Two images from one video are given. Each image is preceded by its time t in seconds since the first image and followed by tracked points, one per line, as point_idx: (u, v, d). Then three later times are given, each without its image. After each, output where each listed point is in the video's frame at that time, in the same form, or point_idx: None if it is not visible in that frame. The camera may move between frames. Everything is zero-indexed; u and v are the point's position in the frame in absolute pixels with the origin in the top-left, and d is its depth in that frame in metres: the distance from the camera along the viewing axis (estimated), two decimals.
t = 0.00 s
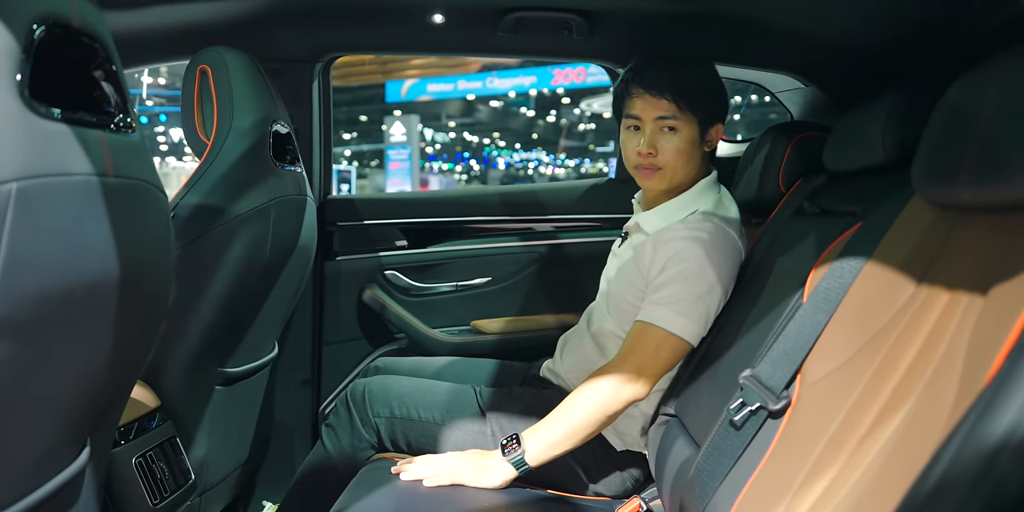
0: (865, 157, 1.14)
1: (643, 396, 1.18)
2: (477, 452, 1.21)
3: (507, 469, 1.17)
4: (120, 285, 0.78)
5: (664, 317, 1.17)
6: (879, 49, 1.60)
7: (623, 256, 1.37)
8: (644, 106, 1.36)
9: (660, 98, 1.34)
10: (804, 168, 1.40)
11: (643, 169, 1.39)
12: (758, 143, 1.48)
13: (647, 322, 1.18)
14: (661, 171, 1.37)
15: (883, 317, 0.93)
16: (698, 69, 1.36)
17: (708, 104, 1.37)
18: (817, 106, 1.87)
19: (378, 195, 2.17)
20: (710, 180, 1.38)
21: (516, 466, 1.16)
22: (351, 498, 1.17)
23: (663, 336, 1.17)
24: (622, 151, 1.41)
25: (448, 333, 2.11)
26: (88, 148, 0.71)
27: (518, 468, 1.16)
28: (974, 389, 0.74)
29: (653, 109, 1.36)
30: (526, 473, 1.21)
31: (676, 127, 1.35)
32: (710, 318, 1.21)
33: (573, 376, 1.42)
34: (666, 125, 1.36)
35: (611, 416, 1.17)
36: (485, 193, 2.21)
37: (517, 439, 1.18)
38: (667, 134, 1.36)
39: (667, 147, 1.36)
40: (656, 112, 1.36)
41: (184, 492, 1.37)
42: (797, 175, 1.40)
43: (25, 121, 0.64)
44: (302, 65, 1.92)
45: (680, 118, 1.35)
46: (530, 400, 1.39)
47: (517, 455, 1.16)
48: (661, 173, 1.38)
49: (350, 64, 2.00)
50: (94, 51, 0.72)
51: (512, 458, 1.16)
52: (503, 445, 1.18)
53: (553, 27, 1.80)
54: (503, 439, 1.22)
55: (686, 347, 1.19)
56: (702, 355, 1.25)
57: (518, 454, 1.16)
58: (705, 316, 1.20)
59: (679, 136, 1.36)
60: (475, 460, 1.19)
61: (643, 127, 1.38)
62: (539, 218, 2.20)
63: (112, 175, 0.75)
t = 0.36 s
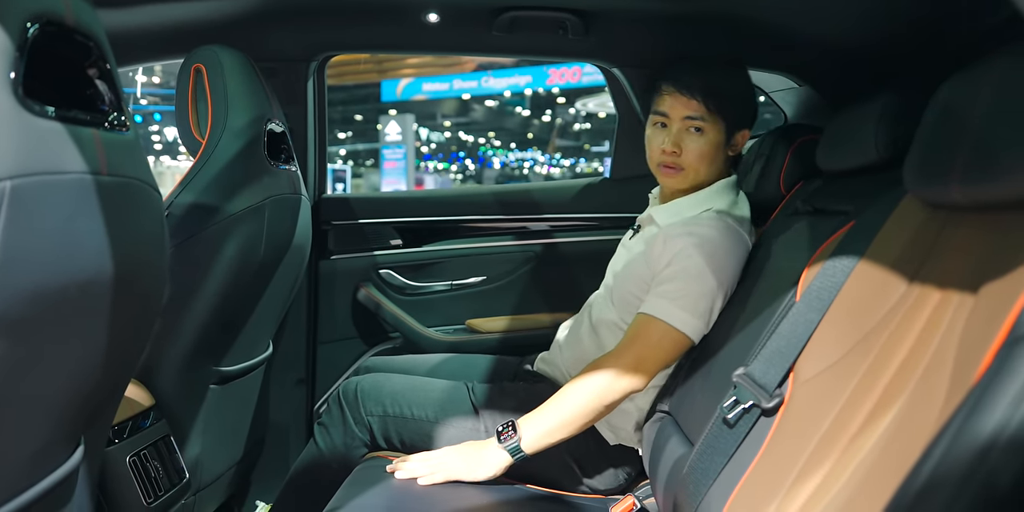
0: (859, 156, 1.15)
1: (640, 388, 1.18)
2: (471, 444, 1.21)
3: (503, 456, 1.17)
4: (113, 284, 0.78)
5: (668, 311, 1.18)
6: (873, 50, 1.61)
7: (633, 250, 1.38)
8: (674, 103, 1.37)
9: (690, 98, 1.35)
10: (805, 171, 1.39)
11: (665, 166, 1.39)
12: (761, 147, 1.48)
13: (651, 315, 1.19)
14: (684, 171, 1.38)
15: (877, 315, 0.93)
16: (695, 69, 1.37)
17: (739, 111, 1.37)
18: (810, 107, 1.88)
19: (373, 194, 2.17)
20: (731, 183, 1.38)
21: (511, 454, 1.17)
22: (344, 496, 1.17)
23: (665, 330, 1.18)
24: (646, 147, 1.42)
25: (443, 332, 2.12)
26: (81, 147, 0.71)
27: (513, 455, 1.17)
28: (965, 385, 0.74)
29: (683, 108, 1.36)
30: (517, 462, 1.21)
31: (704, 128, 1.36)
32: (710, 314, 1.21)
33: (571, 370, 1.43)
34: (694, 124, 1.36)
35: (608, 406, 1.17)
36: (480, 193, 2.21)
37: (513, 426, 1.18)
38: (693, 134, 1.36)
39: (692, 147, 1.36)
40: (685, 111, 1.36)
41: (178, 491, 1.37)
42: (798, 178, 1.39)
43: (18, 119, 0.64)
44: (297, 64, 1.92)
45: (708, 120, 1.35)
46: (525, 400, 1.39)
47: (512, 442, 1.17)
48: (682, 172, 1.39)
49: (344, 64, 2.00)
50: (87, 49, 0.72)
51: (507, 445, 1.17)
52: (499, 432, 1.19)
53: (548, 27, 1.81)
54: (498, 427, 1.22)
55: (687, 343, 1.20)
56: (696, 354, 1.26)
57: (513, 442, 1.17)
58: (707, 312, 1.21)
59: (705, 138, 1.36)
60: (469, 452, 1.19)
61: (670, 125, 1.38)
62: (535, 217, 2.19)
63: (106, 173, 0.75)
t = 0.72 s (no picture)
0: (853, 156, 1.16)
1: (640, 383, 1.18)
2: (470, 441, 1.21)
3: (503, 452, 1.17)
4: (108, 283, 0.78)
5: (669, 306, 1.18)
6: (867, 51, 1.62)
7: (634, 245, 1.38)
8: (687, 96, 1.37)
9: (704, 92, 1.35)
10: (800, 172, 1.40)
11: (674, 159, 1.41)
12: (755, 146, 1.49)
13: (652, 310, 1.19)
14: (691, 165, 1.39)
15: (870, 314, 0.94)
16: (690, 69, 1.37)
17: (750, 111, 1.37)
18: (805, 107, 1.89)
19: (368, 194, 2.17)
20: (735, 182, 1.38)
21: (512, 449, 1.17)
22: (339, 496, 1.17)
23: (666, 324, 1.18)
24: (657, 137, 1.43)
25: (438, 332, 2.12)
26: (76, 146, 0.71)
27: (514, 450, 1.17)
28: (956, 384, 0.75)
29: (696, 101, 1.37)
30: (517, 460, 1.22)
31: (715, 123, 1.36)
32: (710, 311, 1.22)
33: (564, 365, 1.44)
34: (705, 119, 1.37)
35: (609, 400, 1.18)
36: (475, 193, 2.21)
37: (514, 421, 1.17)
38: (704, 128, 1.37)
39: (701, 142, 1.37)
40: (699, 105, 1.37)
41: (173, 490, 1.37)
42: (793, 178, 1.40)
43: (13, 118, 0.64)
44: (292, 63, 1.91)
45: (720, 116, 1.36)
46: (520, 399, 1.39)
47: (514, 437, 1.16)
48: (688, 167, 1.40)
49: (340, 64, 2.00)
50: (82, 49, 0.72)
51: (508, 441, 1.16)
52: (499, 427, 1.18)
53: (542, 26, 1.83)
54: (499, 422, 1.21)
55: (687, 339, 1.20)
56: (690, 354, 1.26)
57: (515, 437, 1.16)
58: (707, 308, 1.21)
59: (716, 134, 1.37)
60: (468, 450, 1.18)
61: (682, 117, 1.39)
62: (530, 217, 2.19)
63: (101, 173, 0.75)
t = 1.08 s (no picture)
0: (847, 157, 1.16)
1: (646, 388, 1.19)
2: (479, 446, 1.22)
3: (510, 460, 1.17)
4: (103, 284, 0.78)
5: (671, 309, 1.19)
6: (861, 51, 1.62)
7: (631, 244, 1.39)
8: (686, 95, 1.38)
9: (703, 91, 1.36)
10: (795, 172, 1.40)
11: (672, 157, 1.41)
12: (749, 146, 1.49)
13: (654, 313, 1.20)
14: (688, 164, 1.40)
15: (864, 313, 0.95)
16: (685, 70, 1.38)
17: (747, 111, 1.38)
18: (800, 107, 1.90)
19: (364, 194, 2.17)
20: (730, 183, 1.39)
21: (518, 457, 1.17)
22: (335, 495, 1.18)
23: (668, 328, 1.19)
24: (655, 135, 1.43)
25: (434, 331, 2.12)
26: (71, 147, 0.71)
27: (520, 459, 1.17)
28: (949, 383, 0.75)
29: (695, 100, 1.37)
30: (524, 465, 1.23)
31: (713, 123, 1.37)
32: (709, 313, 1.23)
33: (561, 365, 1.44)
34: (703, 118, 1.37)
35: (615, 405, 1.18)
36: (471, 193, 2.22)
37: (519, 430, 1.19)
38: (703, 127, 1.37)
39: (700, 141, 1.38)
40: (698, 104, 1.37)
41: (169, 490, 1.38)
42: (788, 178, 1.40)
43: (8, 119, 0.64)
44: (288, 63, 1.92)
45: (719, 116, 1.37)
46: (516, 399, 1.40)
47: (521, 446, 1.17)
48: (686, 165, 1.40)
49: (335, 64, 2.00)
50: (77, 50, 0.72)
51: (514, 449, 1.17)
52: (505, 436, 1.20)
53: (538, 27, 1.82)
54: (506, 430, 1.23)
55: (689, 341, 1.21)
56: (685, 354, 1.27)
57: (521, 446, 1.17)
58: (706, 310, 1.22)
59: (714, 133, 1.38)
60: (476, 455, 1.19)
61: (680, 116, 1.39)
62: (526, 217, 2.20)
63: (96, 173, 0.75)
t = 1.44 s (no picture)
0: (840, 158, 1.17)
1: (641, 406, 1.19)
2: (475, 454, 1.23)
3: (504, 475, 1.19)
4: (97, 285, 0.78)
5: (641, 323, 1.19)
6: (854, 52, 1.63)
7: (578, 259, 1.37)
8: (591, 94, 1.37)
9: (605, 86, 1.36)
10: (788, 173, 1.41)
11: (587, 158, 1.39)
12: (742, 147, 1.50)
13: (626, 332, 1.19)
14: (605, 161, 1.38)
15: (856, 314, 0.95)
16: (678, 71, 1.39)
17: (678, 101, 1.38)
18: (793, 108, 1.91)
19: (360, 194, 2.18)
20: (652, 173, 1.39)
21: (512, 473, 1.18)
22: (332, 495, 1.18)
23: (648, 340, 1.19)
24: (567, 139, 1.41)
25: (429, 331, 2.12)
26: (66, 148, 0.71)
27: (514, 475, 1.18)
28: (940, 382, 0.76)
29: (600, 97, 1.37)
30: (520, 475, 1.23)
31: (622, 117, 1.36)
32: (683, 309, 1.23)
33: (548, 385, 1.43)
34: (612, 113, 1.37)
35: (610, 423, 1.18)
36: (467, 193, 2.22)
37: (514, 446, 1.19)
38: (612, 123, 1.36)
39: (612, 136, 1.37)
40: (604, 101, 1.37)
41: (164, 490, 1.38)
42: (781, 179, 1.41)
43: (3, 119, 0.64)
44: (282, 63, 1.92)
45: (626, 109, 1.36)
46: (511, 401, 1.40)
47: (514, 463, 1.18)
48: (604, 163, 1.39)
49: (331, 64, 2.01)
50: (72, 51, 0.73)
51: (509, 466, 1.18)
52: (500, 452, 1.20)
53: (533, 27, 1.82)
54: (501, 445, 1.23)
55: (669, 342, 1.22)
56: (679, 354, 1.28)
57: (516, 462, 1.18)
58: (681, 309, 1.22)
59: (625, 127, 1.37)
60: (473, 461, 1.21)
61: (589, 116, 1.38)
62: (521, 217, 2.21)
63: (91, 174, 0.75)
